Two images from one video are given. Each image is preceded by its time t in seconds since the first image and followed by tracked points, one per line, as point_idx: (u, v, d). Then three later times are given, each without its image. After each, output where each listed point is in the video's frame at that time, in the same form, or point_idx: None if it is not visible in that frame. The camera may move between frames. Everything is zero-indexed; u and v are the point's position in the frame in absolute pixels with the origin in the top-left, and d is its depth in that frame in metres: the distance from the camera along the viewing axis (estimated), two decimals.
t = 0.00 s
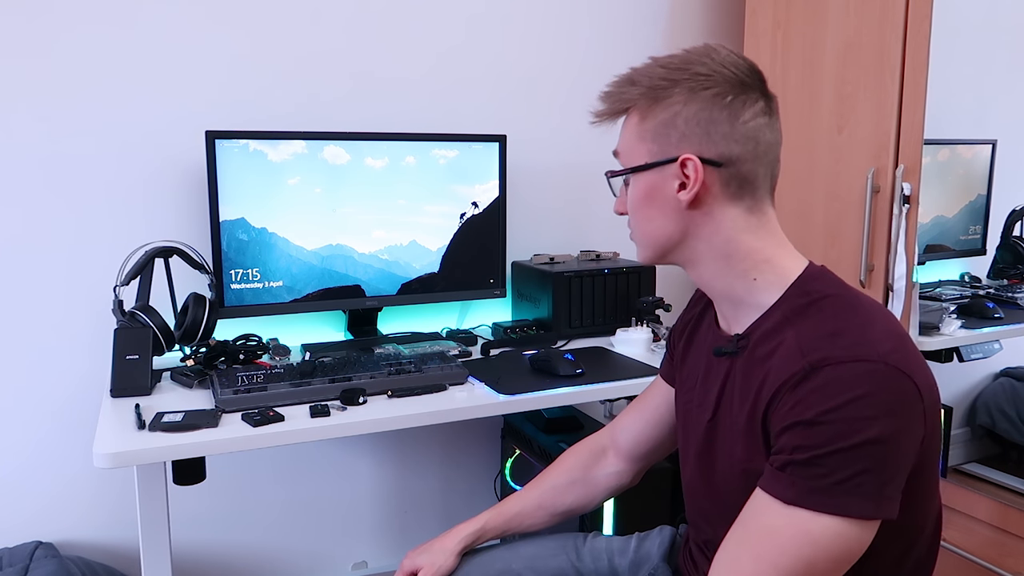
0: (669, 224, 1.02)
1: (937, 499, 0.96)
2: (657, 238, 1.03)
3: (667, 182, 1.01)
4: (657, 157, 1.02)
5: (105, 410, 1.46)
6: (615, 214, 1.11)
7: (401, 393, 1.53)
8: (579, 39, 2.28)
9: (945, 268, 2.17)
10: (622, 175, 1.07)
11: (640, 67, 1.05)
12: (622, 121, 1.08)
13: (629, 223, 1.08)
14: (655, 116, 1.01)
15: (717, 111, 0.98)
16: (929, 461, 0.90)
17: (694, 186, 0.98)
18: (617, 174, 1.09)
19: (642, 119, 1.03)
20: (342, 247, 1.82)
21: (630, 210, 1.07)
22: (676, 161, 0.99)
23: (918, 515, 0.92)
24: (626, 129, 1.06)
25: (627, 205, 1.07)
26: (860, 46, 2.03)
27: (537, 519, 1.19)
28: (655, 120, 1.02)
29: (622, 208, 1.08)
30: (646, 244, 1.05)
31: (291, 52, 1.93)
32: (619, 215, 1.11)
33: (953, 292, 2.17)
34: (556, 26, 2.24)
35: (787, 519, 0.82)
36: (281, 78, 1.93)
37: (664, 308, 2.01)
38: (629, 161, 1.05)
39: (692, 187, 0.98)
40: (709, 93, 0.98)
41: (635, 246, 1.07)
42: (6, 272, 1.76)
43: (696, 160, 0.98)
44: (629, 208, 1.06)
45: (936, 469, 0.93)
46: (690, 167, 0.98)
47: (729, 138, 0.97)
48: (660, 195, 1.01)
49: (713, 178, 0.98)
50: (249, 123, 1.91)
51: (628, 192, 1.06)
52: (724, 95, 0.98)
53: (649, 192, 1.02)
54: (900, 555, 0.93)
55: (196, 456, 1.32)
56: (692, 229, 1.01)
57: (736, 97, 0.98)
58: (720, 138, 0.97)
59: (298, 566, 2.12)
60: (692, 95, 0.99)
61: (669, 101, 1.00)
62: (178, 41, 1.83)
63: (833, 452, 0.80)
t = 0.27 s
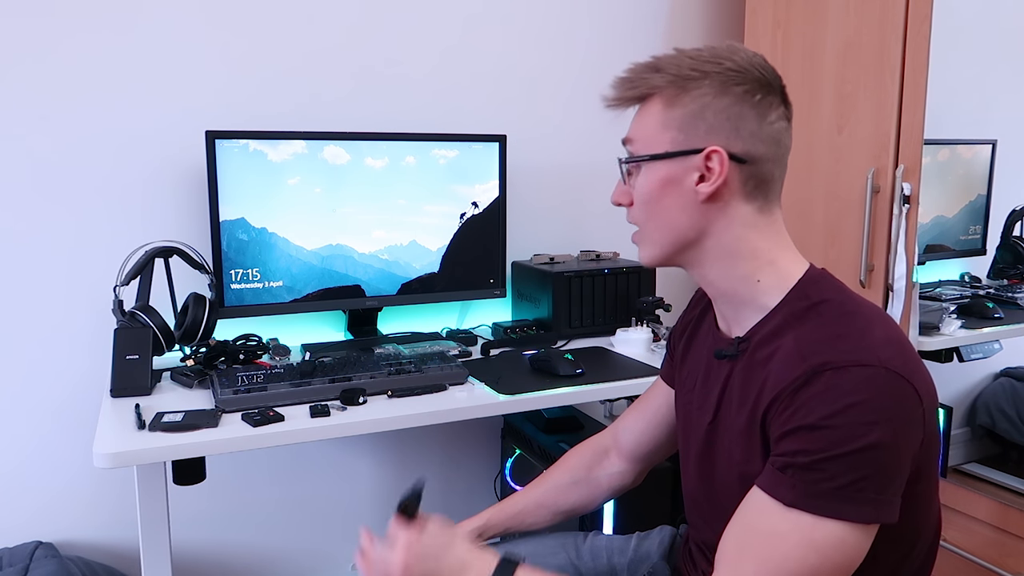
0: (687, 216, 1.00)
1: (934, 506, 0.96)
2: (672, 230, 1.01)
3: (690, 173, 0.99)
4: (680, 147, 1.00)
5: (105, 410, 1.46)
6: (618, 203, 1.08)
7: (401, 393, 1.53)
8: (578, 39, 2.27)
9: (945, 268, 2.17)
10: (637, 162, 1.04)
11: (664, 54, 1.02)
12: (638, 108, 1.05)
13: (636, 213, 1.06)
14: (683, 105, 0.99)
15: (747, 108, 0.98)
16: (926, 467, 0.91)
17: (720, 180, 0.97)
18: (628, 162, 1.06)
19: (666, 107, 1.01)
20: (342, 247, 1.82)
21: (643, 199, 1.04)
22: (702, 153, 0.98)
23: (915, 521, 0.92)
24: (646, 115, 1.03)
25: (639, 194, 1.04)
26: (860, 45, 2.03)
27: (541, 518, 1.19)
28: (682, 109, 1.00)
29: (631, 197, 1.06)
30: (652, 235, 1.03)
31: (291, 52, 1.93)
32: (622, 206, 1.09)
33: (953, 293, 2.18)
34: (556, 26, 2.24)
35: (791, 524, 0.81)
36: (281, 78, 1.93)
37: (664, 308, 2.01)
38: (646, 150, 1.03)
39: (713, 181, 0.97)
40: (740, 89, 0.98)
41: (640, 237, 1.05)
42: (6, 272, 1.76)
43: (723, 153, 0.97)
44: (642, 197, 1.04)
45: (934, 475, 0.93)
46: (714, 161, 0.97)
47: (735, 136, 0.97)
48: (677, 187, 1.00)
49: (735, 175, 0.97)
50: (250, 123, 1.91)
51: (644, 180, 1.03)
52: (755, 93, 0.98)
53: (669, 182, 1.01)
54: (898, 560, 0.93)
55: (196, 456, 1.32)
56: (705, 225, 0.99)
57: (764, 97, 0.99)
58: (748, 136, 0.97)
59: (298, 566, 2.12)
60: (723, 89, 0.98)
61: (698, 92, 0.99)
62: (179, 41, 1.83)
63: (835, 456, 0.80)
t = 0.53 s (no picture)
0: (731, 209, 0.99)
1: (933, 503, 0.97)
2: (712, 222, 0.99)
3: (738, 165, 0.98)
4: (726, 138, 0.98)
5: (105, 410, 1.46)
6: (633, 198, 1.03)
7: (401, 393, 1.53)
8: (578, 40, 2.28)
9: (946, 269, 2.19)
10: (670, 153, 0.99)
11: (690, 48, 1.01)
12: (661, 100, 1.01)
13: (667, 205, 1.00)
14: (731, 96, 0.98)
15: (779, 106, 1.02)
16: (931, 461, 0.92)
17: (770, 173, 0.98)
18: (651, 153, 1.01)
19: (709, 97, 0.98)
20: (342, 247, 1.82)
21: (678, 191, 0.99)
22: (751, 145, 0.98)
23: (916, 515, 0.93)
24: (681, 105, 0.99)
25: (670, 186, 0.99)
26: (860, 45, 2.03)
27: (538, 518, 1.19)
28: (727, 100, 0.98)
29: (657, 190, 1.01)
30: (693, 228, 0.99)
31: (291, 52, 1.93)
32: (643, 199, 1.03)
33: (953, 292, 2.19)
34: (555, 26, 2.24)
35: (807, 484, 0.80)
36: (280, 78, 1.93)
37: (665, 308, 2.01)
38: (689, 138, 0.98)
39: (764, 172, 0.98)
40: (772, 88, 1.01)
41: (677, 230, 1.00)
42: (5, 272, 1.76)
43: (773, 146, 0.98)
44: (678, 189, 0.99)
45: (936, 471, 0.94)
46: (765, 154, 0.98)
47: (760, 131, 0.99)
48: (724, 178, 0.98)
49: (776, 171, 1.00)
50: (250, 123, 1.91)
51: (682, 171, 0.98)
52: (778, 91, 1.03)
53: (714, 174, 0.98)
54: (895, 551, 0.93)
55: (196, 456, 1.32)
56: (743, 218, 0.99)
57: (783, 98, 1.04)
58: (782, 130, 1.02)
59: (298, 566, 2.12)
60: (762, 85, 1.00)
61: (740, 85, 0.99)
62: (179, 41, 1.83)
63: (856, 425, 0.80)
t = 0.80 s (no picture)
0: (677, 223, 1.01)
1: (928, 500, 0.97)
2: (661, 236, 1.02)
3: (677, 180, 0.99)
4: (667, 154, 1.00)
5: (105, 410, 1.46)
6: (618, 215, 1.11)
7: (401, 393, 1.53)
8: (578, 39, 2.28)
9: (946, 268, 2.19)
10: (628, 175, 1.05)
11: (649, 69, 1.04)
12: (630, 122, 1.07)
13: (633, 223, 1.07)
14: (666, 115, 1.00)
15: (726, 111, 0.97)
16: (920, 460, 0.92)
17: (704, 184, 0.97)
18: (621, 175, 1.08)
19: (652, 118, 1.02)
20: (342, 247, 1.82)
21: (636, 210, 1.05)
22: (686, 160, 0.98)
23: (910, 515, 0.93)
24: (634, 129, 1.04)
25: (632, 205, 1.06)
26: (860, 45, 2.03)
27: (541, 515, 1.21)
28: (665, 119, 1.00)
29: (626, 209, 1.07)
30: (652, 244, 1.04)
31: (291, 52, 1.93)
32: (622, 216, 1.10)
33: (953, 292, 2.19)
34: (555, 26, 2.24)
35: (796, 499, 0.80)
36: (280, 77, 1.93)
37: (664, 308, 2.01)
38: (637, 160, 1.04)
39: (700, 184, 0.97)
40: (719, 94, 0.98)
41: (640, 248, 1.06)
42: (6, 272, 1.76)
43: (706, 158, 0.97)
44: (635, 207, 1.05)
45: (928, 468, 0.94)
46: (699, 165, 0.97)
47: (700, 141, 0.98)
48: (669, 194, 1.00)
49: (722, 177, 0.97)
50: (249, 124, 1.91)
51: (636, 191, 1.04)
52: (733, 98, 0.98)
53: (659, 190, 1.01)
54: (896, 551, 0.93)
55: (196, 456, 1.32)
56: (698, 227, 1.00)
57: (744, 100, 0.99)
58: (730, 137, 0.97)
59: (298, 566, 2.12)
60: (703, 95, 0.98)
61: (680, 100, 0.99)
62: (178, 41, 1.83)
63: (839, 434, 0.80)
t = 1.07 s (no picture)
0: (652, 228, 1.01)
1: (909, 505, 0.95)
2: (639, 241, 1.02)
3: (653, 185, 0.99)
4: (643, 161, 1.01)
5: (105, 410, 1.46)
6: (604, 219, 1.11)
7: (401, 393, 1.53)
8: (577, 38, 2.27)
9: (945, 268, 2.15)
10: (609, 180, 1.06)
11: (628, 74, 1.04)
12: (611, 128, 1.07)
13: (617, 227, 1.06)
14: (641, 121, 1.01)
15: (700, 116, 0.97)
16: (891, 469, 0.90)
17: (677, 190, 0.97)
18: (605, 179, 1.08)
19: (629, 124, 1.02)
20: (342, 247, 1.82)
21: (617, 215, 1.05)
22: (660, 165, 0.98)
23: (882, 524, 0.92)
24: (615, 134, 1.05)
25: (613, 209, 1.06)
26: (859, 46, 2.03)
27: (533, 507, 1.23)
28: (641, 124, 1.01)
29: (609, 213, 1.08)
30: (633, 248, 1.03)
31: (291, 52, 1.93)
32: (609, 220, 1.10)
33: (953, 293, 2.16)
34: (555, 25, 2.24)
35: (733, 518, 0.81)
36: (280, 77, 1.93)
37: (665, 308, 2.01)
38: (616, 165, 1.04)
39: (675, 189, 0.97)
40: (693, 99, 0.98)
41: (624, 251, 1.06)
42: (7, 271, 1.76)
43: (679, 164, 0.96)
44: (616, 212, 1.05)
45: (903, 475, 0.92)
46: (673, 170, 0.97)
47: (675, 147, 0.98)
48: (646, 199, 1.00)
49: (696, 182, 0.97)
50: (249, 123, 1.91)
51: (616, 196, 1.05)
52: (709, 101, 0.98)
53: (634, 196, 1.01)
54: (868, 558, 0.93)
55: (197, 456, 1.32)
56: (677, 232, 0.99)
57: (718, 104, 0.98)
58: (703, 142, 0.96)
59: (299, 566, 2.12)
60: (677, 100, 0.98)
61: (655, 106, 1.00)
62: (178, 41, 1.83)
63: (768, 455, 0.80)
